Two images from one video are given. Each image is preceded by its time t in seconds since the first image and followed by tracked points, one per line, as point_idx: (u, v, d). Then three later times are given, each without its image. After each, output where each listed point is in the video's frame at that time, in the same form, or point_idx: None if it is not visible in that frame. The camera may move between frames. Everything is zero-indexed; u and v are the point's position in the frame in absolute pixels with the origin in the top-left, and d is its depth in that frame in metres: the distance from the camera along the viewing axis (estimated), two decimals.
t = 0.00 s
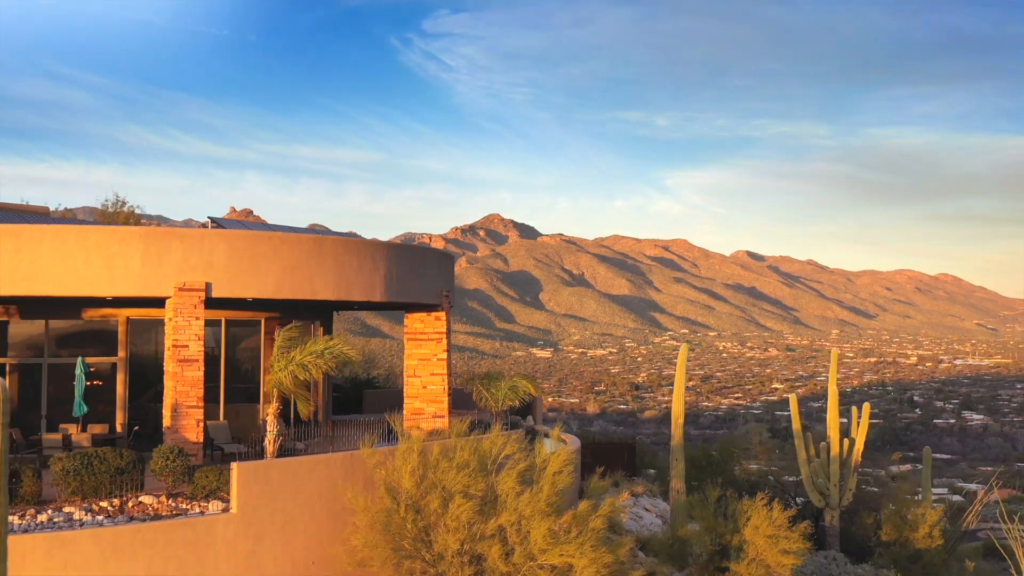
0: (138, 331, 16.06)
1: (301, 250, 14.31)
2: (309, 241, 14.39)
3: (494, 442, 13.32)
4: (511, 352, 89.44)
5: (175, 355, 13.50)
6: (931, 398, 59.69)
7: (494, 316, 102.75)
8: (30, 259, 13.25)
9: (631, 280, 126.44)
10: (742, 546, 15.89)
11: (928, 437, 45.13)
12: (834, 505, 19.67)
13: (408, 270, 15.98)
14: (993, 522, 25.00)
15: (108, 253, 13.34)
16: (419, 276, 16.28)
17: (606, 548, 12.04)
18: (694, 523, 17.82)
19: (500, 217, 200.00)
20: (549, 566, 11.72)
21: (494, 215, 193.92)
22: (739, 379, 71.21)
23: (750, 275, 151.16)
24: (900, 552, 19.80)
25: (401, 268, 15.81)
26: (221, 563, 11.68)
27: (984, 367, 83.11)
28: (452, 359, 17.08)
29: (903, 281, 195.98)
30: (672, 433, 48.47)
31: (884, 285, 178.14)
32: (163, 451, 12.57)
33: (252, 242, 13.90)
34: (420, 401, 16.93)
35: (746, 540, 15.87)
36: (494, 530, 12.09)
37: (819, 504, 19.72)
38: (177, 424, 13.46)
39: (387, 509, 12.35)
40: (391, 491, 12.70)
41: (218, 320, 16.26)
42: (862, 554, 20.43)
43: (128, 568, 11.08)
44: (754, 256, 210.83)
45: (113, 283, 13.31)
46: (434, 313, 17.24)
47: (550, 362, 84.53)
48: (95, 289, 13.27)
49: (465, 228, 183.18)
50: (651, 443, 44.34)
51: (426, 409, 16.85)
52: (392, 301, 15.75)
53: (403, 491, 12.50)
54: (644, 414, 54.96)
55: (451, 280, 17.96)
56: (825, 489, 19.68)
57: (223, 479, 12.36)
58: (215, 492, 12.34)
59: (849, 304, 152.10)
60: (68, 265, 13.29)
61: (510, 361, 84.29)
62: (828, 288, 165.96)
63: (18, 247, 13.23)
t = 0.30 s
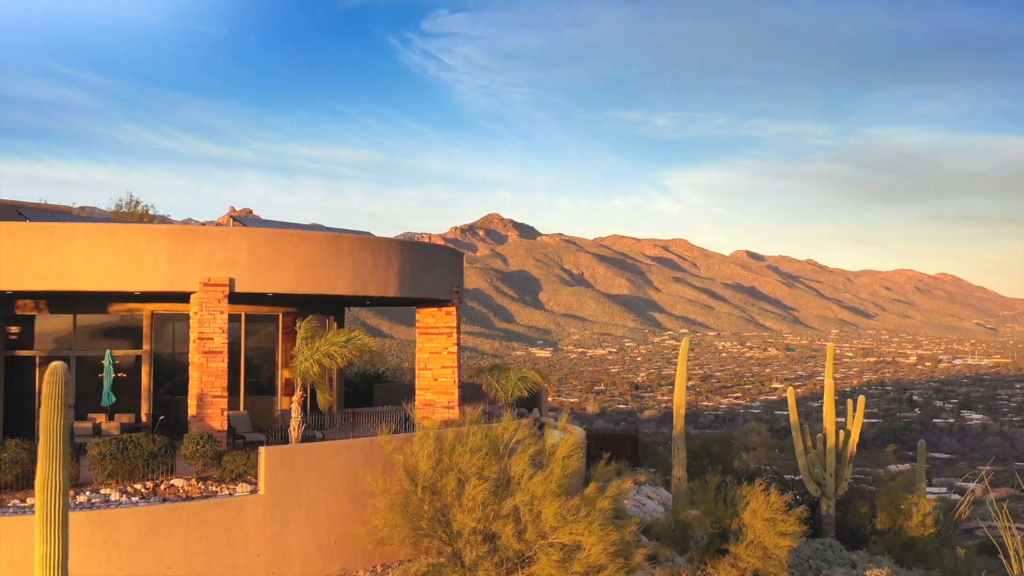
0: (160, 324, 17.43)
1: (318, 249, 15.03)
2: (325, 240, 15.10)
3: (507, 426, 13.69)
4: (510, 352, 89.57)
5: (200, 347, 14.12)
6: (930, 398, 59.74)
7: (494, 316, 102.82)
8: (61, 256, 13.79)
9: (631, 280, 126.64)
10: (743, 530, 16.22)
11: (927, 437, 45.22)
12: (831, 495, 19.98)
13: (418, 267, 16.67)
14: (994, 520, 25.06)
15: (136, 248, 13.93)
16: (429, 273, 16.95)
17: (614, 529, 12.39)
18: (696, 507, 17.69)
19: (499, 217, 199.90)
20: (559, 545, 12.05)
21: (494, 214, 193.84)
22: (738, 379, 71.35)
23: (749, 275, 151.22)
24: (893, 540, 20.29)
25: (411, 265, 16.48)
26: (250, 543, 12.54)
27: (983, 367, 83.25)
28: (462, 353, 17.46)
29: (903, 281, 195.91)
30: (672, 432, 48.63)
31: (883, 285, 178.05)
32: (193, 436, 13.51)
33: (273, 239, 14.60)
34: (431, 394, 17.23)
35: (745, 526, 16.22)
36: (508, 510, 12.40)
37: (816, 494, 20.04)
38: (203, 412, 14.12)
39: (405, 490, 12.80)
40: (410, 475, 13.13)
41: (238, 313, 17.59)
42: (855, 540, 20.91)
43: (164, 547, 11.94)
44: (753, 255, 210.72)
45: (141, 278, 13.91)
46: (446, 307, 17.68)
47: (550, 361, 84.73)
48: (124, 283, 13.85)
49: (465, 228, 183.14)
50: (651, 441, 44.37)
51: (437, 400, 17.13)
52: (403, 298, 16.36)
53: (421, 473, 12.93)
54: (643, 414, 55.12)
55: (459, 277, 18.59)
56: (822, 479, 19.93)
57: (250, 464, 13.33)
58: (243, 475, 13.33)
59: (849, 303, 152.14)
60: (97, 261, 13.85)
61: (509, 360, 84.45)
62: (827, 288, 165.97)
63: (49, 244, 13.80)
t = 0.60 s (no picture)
0: (187, 317, 18.35)
1: (337, 246, 15.72)
2: (344, 237, 15.77)
3: (519, 413, 14.71)
4: (510, 351, 89.63)
5: (228, 339, 14.86)
6: (929, 397, 59.91)
7: (493, 316, 102.89)
8: (96, 253, 14.56)
9: (630, 279, 126.73)
10: (741, 510, 16.53)
11: (927, 436, 45.28)
12: (827, 483, 20.27)
13: (431, 262, 17.26)
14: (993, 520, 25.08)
15: (166, 247, 14.67)
16: (442, 268, 17.51)
17: (619, 507, 13.27)
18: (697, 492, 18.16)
19: (497, 217, 200.06)
20: (569, 522, 12.99)
21: (493, 214, 193.65)
22: (738, 378, 71.41)
23: (748, 275, 151.26)
24: (887, 527, 20.48)
25: (426, 261, 17.15)
26: (280, 522, 13.34)
27: (982, 366, 83.35)
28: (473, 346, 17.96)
29: (902, 280, 195.82)
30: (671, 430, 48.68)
31: (882, 285, 178.05)
32: (225, 422, 14.44)
33: (295, 237, 15.30)
34: (444, 384, 17.69)
35: (742, 506, 16.58)
36: (522, 489, 13.29)
37: (811, 483, 20.31)
38: (229, 401, 14.81)
39: (424, 471, 13.67)
40: (428, 458, 13.97)
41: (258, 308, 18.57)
42: (848, 524, 21.13)
43: (201, 523, 12.69)
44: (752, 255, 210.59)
45: (171, 274, 14.65)
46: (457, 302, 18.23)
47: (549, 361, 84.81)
48: (154, 278, 14.61)
49: (463, 228, 182.91)
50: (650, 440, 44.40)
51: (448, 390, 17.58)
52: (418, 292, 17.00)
53: (439, 455, 13.81)
54: (643, 413, 55.24)
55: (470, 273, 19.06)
56: (818, 468, 20.23)
57: (278, 448, 14.16)
58: (271, 458, 14.17)
59: (848, 303, 152.19)
60: (130, 257, 14.60)
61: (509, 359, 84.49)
62: (826, 287, 166.04)
63: (85, 242, 14.57)
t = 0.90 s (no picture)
0: (208, 313, 18.89)
1: (354, 242, 16.04)
2: (361, 234, 16.10)
3: (530, 403, 15.39)
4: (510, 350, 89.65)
5: (250, 333, 15.02)
6: (929, 396, 60.05)
7: (493, 316, 102.93)
8: (124, 249, 14.86)
9: (629, 279, 126.88)
10: (740, 496, 17.14)
11: (926, 436, 45.40)
12: (823, 473, 20.45)
13: (445, 259, 17.59)
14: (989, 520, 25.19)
15: (191, 243, 14.97)
16: (455, 265, 17.86)
17: (624, 490, 13.97)
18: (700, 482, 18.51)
19: (496, 218, 200.11)
20: (578, 503, 13.69)
21: (491, 215, 193.64)
22: (738, 378, 71.35)
23: (748, 275, 151.38)
24: (880, 515, 20.80)
25: (438, 259, 17.41)
26: (304, 504, 13.44)
27: (981, 366, 83.42)
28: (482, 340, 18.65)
29: (901, 280, 195.94)
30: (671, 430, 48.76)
31: (881, 284, 178.25)
32: (250, 410, 14.65)
33: (315, 234, 15.62)
34: (454, 376, 18.41)
35: (741, 492, 17.19)
36: (533, 473, 13.91)
37: (808, 473, 20.52)
38: (252, 392, 15.00)
39: (441, 456, 14.11)
40: (444, 443, 14.43)
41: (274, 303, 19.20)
42: (843, 512, 21.23)
43: (228, 503, 12.84)
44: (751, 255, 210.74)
45: (196, 270, 14.95)
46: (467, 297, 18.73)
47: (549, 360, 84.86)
48: (179, 274, 14.92)
49: (462, 229, 182.93)
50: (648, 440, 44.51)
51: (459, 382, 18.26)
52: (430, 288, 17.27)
53: (455, 439, 14.28)
54: (643, 412, 55.32)
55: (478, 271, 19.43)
56: (815, 459, 20.43)
57: (301, 434, 14.34)
58: (294, 445, 14.34)
59: (847, 302, 152.38)
60: (156, 254, 14.92)
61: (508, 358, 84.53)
62: (826, 287, 166.24)
63: (114, 238, 14.87)
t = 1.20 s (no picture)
0: (231, 307, 20.21)
1: (370, 240, 17.42)
2: (377, 234, 17.49)
3: (540, 390, 16.54)
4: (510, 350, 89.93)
5: (274, 325, 16.50)
6: (928, 396, 60.34)
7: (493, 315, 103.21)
8: (153, 246, 16.39)
9: (629, 279, 127.22)
10: (741, 480, 17.87)
11: (925, 435, 45.59)
12: (820, 463, 20.86)
13: (455, 256, 18.94)
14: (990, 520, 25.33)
15: (218, 240, 16.43)
16: (463, 264, 19.19)
17: (629, 472, 15.25)
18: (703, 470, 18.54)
19: (496, 217, 200.33)
20: (586, 485, 14.99)
21: (491, 215, 193.61)
22: (737, 378, 71.51)
23: (748, 274, 151.54)
24: (875, 503, 21.21)
25: (449, 258, 18.74)
26: (329, 486, 14.45)
27: (980, 366, 83.54)
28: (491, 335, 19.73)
29: (902, 280, 195.93)
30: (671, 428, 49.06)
31: (881, 284, 178.40)
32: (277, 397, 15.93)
33: (334, 232, 17.01)
34: (465, 369, 19.31)
35: (741, 476, 17.90)
36: (546, 456, 15.26)
37: (805, 463, 20.90)
38: (275, 381, 16.41)
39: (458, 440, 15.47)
40: (462, 428, 15.80)
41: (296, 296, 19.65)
42: (838, 498, 21.64)
43: (260, 484, 13.79)
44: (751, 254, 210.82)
45: (221, 266, 16.40)
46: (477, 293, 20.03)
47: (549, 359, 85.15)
48: (205, 269, 16.38)
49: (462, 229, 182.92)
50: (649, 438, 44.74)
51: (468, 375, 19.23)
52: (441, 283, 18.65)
53: (472, 425, 15.63)
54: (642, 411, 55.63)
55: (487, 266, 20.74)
56: (812, 449, 20.79)
57: (324, 421, 15.50)
58: (318, 431, 15.50)
59: (847, 302, 152.59)
60: (183, 250, 16.40)
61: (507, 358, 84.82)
62: (826, 286, 166.45)
63: (144, 236, 16.42)
